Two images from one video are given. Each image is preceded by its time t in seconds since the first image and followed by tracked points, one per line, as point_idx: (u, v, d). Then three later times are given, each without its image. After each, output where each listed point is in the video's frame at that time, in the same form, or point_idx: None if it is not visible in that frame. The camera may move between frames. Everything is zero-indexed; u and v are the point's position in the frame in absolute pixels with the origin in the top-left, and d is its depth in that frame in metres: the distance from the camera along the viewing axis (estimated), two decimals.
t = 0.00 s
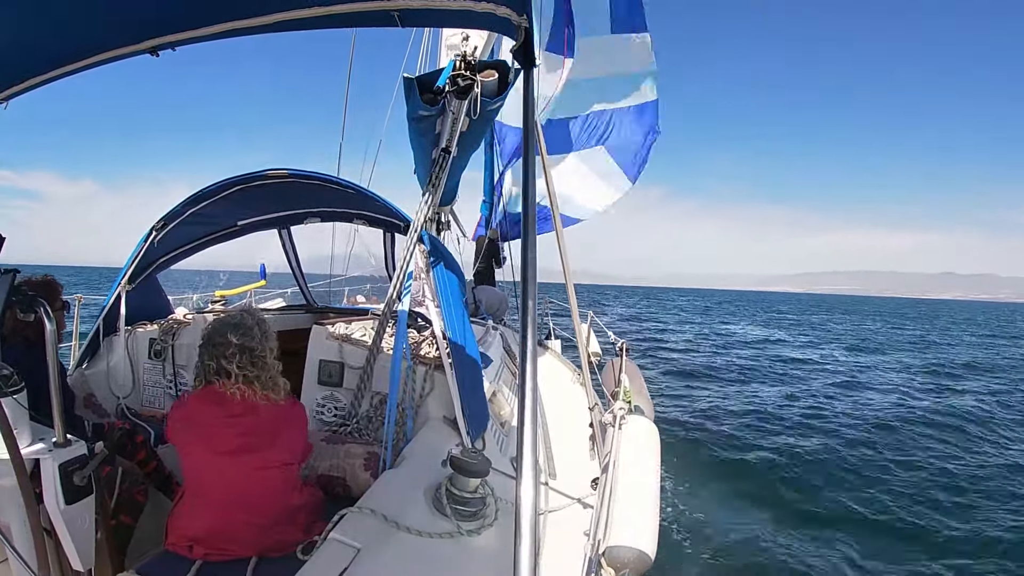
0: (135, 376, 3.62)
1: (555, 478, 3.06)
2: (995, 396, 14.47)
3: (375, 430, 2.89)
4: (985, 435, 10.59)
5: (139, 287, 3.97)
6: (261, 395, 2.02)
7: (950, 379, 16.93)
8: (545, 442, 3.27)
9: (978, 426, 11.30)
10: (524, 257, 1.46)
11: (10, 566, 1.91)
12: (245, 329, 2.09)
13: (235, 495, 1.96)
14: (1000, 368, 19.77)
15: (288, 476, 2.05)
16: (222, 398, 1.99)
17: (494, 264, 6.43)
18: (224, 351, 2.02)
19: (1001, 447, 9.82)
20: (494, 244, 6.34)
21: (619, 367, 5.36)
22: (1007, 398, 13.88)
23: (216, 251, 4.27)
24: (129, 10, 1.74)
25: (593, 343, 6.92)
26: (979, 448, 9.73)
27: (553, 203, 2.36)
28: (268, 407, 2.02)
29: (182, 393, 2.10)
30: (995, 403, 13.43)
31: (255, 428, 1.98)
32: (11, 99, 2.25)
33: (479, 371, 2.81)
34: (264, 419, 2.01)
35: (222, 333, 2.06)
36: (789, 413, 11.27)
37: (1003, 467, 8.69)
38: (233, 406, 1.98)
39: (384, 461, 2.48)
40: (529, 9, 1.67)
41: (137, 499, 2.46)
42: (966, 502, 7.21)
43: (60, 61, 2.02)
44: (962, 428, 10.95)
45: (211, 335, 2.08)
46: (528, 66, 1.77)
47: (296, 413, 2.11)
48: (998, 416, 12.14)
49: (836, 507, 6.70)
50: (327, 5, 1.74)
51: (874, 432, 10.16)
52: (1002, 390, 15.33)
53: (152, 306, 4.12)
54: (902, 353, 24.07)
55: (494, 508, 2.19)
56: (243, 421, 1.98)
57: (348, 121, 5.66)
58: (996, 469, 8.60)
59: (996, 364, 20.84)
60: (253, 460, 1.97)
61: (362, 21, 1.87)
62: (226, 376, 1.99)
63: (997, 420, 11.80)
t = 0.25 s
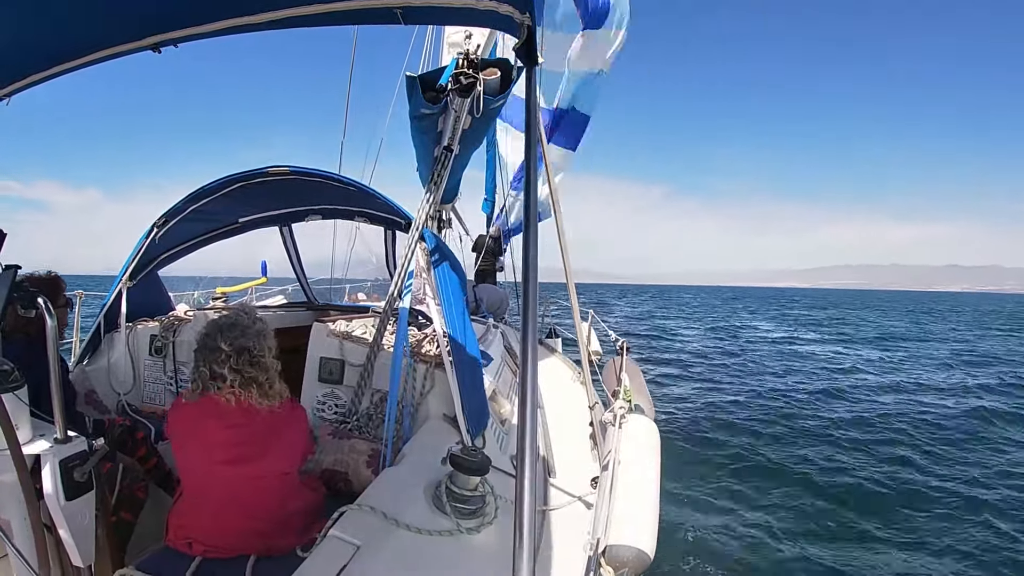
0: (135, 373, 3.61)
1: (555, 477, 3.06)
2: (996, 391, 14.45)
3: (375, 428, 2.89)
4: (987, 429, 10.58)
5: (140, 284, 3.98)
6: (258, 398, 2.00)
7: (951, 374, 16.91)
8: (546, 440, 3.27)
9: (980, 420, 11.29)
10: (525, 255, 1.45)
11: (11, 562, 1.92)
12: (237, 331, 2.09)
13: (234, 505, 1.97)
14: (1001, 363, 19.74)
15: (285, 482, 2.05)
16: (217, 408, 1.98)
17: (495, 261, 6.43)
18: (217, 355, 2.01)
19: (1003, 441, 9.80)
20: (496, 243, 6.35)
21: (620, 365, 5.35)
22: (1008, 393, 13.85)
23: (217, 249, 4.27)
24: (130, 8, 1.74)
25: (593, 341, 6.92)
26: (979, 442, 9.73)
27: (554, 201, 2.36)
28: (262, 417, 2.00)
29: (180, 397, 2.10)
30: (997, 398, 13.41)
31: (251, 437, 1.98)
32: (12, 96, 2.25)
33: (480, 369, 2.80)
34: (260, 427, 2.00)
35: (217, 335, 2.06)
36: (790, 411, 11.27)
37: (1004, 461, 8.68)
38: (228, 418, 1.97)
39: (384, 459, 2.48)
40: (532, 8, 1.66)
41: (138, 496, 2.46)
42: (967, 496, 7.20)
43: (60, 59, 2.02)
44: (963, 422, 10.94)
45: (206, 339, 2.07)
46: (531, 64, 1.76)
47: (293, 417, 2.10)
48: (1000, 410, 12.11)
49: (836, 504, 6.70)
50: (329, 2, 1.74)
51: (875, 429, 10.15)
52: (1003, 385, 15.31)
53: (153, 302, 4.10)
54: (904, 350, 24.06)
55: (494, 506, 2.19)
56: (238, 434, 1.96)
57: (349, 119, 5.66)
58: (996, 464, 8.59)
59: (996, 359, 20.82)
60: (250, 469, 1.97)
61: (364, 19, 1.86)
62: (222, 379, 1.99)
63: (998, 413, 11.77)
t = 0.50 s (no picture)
0: (138, 378, 3.61)
1: (559, 478, 3.05)
2: (1000, 386, 14.41)
3: (378, 431, 2.89)
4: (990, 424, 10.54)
5: (142, 289, 3.98)
6: (267, 402, 1.99)
7: (954, 370, 16.85)
8: (548, 441, 3.27)
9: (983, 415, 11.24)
10: (526, 256, 1.45)
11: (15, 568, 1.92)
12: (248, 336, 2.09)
13: (243, 507, 1.97)
14: (1005, 359, 19.69)
15: (294, 482, 2.05)
16: (226, 411, 1.96)
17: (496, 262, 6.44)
18: (226, 360, 2.01)
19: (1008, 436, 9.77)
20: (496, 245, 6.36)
21: (621, 366, 5.35)
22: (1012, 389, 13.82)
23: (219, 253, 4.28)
24: (130, 13, 1.74)
25: (596, 342, 6.92)
26: (982, 437, 9.69)
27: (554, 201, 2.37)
28: (271, 419, 2.00)
29: (185, 402, 2.08)
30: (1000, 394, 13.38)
31: (260, 439, 1.97)
32: (13, 102, 2.26)
33: (482, 371, 2.80)
34: (268, 430, 1.99)
35: (228, 341, 2.06)
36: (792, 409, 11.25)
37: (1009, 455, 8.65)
38: (237, 421, 1.96)
39: (387, 461, 2.47)
40: (531, 9, 1.66)
41: (140, 501, 2.45)
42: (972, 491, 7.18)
43: (61, 64, 2.02)
44: (966, 418, 10.90)
45: (214, 345, 2.07)
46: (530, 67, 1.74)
47: (301, 417, 2.09)
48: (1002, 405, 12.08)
49: (841, 500, 6.69)
50: (328, 5, 1.74)
51: (878, 426, 10.12)
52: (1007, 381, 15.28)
53: (155, 306, 4.13)
54: (906, 347, 24.01)
55: (498, 507, 2.19)
56: (248, 437, 1.96)
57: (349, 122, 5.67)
58: (1000, 457, 8.57)
59: (1000, 354, 20.76)
60: (259, 471, 1.97)
61: (363, 22, 1.86)
62: (232, 385, 1.98)
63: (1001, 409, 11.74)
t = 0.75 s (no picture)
0: (139, 383, 3.60)
1: (560, 479, 3.04)
2: (1001, 394, 14.39)
3: (380, 433, 2.90)
4: (991, 430, 10.53)
5: (143, 292, 3.99)
6: (276, 402, 2.01)
7: (956, 376, 16.82)
8: (550, 443, 3.27)
9: (985, 421, 11.23)
10: (526, 258, 1.45)
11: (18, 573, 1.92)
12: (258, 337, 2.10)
13: (248, 507, 1.97)
14: (1006, 366, 19.65)
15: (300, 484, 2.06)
16: (236, 410, 1.98)
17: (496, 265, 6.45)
18: (237, 359, 2.03)
19: (1010, 444, 9.76)
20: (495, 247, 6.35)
21: (622, 366, 5.35)
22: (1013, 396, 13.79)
23: (219, 256, 4.28)
24: (129, 16, 1.74)
25: (597, 343, 6.91)
26: (984, 443, 9.69)
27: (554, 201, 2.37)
28: (282, 419, 2.01)
29: (192, 403, 2.09)
30: (1001, 401, 13.38)
31: (269, 439, 1.98)
32: (14, 106, 2.27)
33: (484, 372, 2.79)
34: (278, 430, 2.00)
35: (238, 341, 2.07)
36: (794, 411, 11.26)
37: (1010, 463, 8.65)
38: (249, 419, 1.97)
39: (389, 464, 2.47)
40: (529, 9, 1.67)
41: (143, 505, 2.45)
42: (973, 497, 7.19)
43: (61, 67, 2.03)
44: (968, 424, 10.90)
45: (225, 344, 2.08)
46: (529, 67, 1.77)
47: (310, 420, 2.11)
48: (1004, 412, 12.06)
49: (841, 503, 6.71)
50: (327, 7, 1.74)
51: (879, 430, 10.12)
52: (1008, 387, 15.27)
53: (156, 312, 4.13)
54: (907, 350, 24.01)
55: (500, 509, 2.19)
56: (259, 435, 1.97)
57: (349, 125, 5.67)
58: (1001, 464, 8.57)
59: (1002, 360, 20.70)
60: (267, 471, 1.97)
61: (361, 24, 1.87)
62: (242, 384, 1.99)
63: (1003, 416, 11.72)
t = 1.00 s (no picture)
0: (138, 378, 3.61)
1: (558, 478, 3.04)
2: (998, 401, 14.44)
3: (378, 431, 2.90)
4: (988, 438, 10.56)
5: (142, 288, 3.99)
6: (270, 396, 2.01)
7: (954, 384, 16.85)
8: (548, 442, 3.27)
9: (982, 429, 11.26)
10: (526, 259, 1.45)
11: (15, 569, 1.92)
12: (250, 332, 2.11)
13: (245, 507, 1.97)
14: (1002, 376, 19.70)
15: (296, 482, 2.05)
16: (230, 409, 1.97)
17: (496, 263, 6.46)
18: (232, 352, 2.03)
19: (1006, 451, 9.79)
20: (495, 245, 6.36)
21: (620, 365, 5.35)
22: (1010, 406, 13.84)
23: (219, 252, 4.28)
24: (129, 13, 1.74)
25: (596, 342, 6.92)
26: (981, 451, 9.71)
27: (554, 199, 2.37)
28: (275, 417, 2.00)
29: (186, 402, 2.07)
30: (997, 408, 13.42)
31: (264, 437, 1.97)
32: (13, 101, 2.26)
33: (482, 370, 2.80)
34: (273, 429, 1.99)
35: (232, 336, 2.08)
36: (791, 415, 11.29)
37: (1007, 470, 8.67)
38: (242, 418, 1.96)
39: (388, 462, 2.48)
40: (529, 8, 1.68)
41: (140, 501, 2.45)
42: (969, 501, 7.21)
43: (60, 64, 2.02)
44: (965, 431, 10.93)
45: (219, 339, 2.09)
46: (529, 64, 1.77)
47: (305, 416, 2.09)
48: (1001, 420, 12.08)
49: (838, 507, 6.73)
50: (328, 5, 1.74)
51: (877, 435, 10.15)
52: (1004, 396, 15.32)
53: (154, 307, 4.13)
54: (905, 354, 24.06)
55: (497, 508, 2.19)
56: (252, 433, 1.96)
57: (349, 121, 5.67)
58: (998, 471, 8.59)
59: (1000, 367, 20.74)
60: (262, 470, 1.97)
61: (362, 22, 1.86)
62: (236, 377, 2.00)
63: (1000, 424, 11.75)
